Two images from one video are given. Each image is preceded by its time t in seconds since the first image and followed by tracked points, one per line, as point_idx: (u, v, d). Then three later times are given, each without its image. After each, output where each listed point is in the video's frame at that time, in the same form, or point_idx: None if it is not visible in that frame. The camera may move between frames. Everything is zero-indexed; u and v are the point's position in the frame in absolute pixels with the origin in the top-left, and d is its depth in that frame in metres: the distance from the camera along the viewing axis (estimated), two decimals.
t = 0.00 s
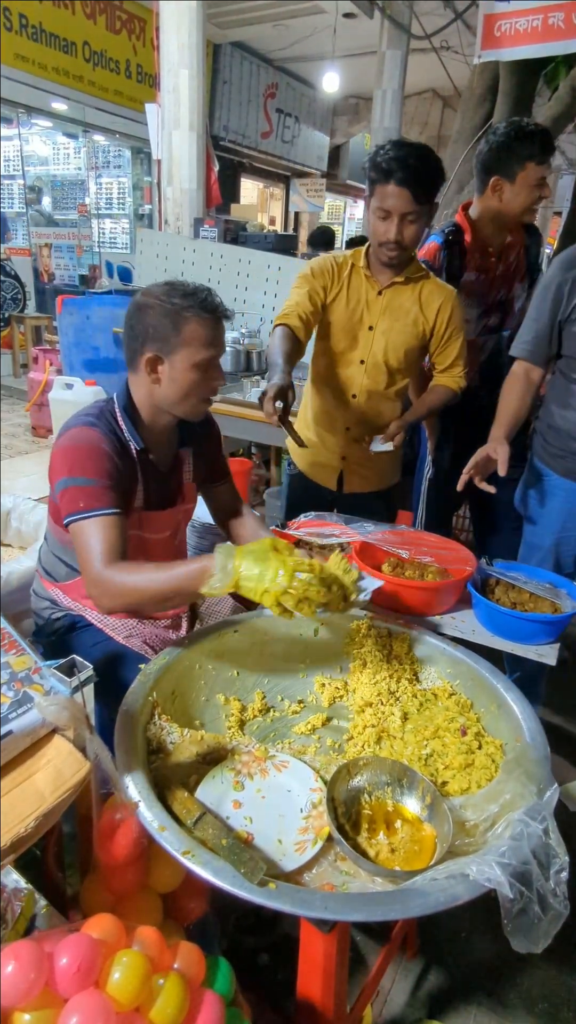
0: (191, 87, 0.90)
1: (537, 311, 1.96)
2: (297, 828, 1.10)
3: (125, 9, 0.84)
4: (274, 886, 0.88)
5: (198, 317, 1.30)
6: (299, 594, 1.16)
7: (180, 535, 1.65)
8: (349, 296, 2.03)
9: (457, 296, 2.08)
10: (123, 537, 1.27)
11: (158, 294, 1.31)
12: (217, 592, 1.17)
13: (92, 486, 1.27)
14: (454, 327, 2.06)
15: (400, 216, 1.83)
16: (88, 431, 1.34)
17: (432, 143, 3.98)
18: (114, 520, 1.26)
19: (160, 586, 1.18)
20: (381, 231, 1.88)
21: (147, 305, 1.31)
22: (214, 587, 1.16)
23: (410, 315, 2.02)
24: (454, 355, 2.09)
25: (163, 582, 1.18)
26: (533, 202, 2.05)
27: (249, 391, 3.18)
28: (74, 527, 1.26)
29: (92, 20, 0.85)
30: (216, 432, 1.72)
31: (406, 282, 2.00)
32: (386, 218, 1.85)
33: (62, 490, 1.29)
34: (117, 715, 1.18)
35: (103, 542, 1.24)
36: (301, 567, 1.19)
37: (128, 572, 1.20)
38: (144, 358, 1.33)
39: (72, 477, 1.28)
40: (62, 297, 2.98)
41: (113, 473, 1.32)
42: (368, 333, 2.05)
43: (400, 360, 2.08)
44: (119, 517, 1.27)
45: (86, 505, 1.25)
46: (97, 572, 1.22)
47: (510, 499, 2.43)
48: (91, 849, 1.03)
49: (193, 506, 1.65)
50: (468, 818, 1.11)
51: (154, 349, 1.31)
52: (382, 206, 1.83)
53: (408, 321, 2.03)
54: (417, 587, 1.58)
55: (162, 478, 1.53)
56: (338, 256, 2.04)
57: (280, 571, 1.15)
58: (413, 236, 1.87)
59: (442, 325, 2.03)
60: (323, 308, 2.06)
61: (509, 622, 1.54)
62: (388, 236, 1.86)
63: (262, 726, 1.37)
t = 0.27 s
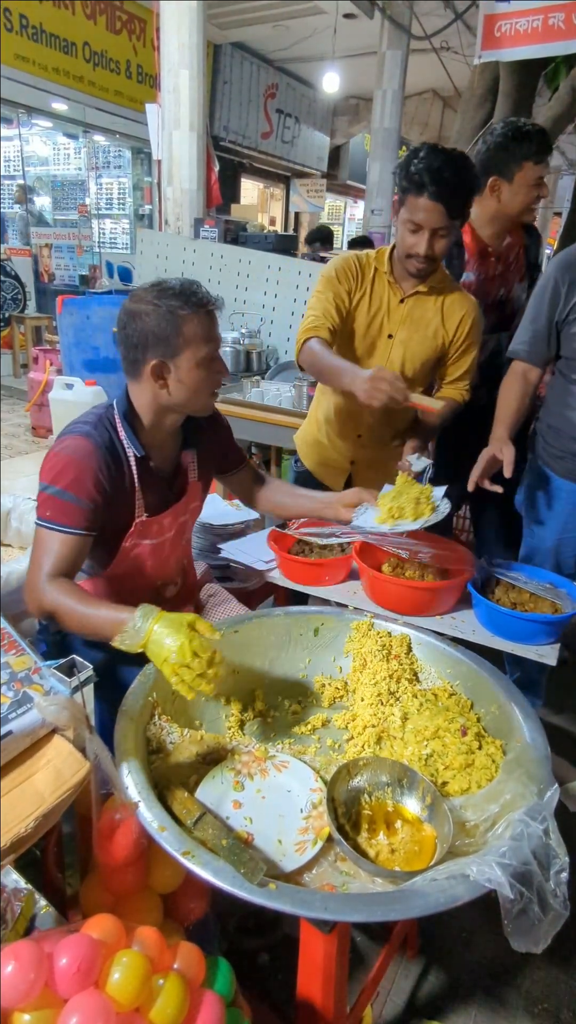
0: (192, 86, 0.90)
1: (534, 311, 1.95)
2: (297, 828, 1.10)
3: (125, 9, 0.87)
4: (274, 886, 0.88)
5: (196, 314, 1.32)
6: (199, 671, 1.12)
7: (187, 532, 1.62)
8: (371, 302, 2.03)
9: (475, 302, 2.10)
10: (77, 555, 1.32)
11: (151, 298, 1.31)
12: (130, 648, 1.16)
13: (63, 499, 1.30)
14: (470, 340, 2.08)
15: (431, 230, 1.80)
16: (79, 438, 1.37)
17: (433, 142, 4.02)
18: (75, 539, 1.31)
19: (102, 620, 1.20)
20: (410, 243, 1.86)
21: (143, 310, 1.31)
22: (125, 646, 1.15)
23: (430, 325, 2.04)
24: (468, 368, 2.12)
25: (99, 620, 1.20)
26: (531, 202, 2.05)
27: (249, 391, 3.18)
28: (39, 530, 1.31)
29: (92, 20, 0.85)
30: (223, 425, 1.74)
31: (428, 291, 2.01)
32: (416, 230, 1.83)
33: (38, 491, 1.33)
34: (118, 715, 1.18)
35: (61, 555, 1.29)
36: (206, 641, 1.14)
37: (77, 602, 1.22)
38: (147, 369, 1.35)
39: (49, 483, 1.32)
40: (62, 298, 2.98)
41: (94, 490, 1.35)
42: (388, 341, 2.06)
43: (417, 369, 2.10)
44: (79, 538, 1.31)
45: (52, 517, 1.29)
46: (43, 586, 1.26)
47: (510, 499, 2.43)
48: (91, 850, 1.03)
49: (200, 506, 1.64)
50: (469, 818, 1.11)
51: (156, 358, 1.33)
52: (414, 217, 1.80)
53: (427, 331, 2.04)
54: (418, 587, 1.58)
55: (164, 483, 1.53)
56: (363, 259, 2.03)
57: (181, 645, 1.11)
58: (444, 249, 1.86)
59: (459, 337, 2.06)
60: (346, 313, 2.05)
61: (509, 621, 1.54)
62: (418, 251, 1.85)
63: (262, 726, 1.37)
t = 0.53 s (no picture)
0: (192, 87, 0.89)
1: (541, 312, 1.97)
2: (297, 829, 1.10)
3: (125, 10, 0.84)
4: (274, 887, 0.88)
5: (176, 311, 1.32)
6: (151, 635, 1.14)
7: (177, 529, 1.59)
8: (384, 309, 2.03)
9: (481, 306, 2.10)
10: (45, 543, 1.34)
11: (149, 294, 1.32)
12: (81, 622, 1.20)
13: (31, 487, 1.31)
14: (477, 350, 2.10)
15: (451, 238, 1.80)
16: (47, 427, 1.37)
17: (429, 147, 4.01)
18: (43, 525, 1.33)
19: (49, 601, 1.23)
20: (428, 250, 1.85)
21: (116, 304, 1.29)
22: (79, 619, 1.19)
23: (439, 333, 2.05)
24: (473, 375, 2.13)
25: (48, 597, 1.23)
26: (532, 202, 2.07)
27: (249, 392, 3.19)
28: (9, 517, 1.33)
29: (92, 21, 0.85)
30: (214, 416, 1.72)
31: (439, 298, 2.01)
32: (435, 239, 1.82)
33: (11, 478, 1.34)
34: (118, 716, 1.18)
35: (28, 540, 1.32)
36: (156, 606, 1.15)
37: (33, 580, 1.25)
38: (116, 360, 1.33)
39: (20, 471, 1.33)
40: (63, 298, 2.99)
41: (63, 481, 1.35)
42: (397, 348, 2.06)
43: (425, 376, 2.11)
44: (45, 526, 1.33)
45: (20, 504, 1.31)
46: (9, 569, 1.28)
47: (509, 499, 2.43)
48: (91, 851, 1.02)
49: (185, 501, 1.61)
50: (469, 819, 1.12)
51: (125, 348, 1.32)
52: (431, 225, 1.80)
53: (436, 339, 2.05)
54: (417, 587, 1.58)
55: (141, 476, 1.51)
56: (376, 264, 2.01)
57: (129, 612, 1.13)
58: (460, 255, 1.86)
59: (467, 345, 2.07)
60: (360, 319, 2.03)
61: (509, 621, 1.54)
62: (437, 259, 1.84)
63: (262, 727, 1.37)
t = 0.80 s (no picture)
0: (192, 88, 0.89)
1: (543, 320, 1.99)
2: (298, 829, 1.10)
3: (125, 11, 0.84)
4: (274, 887, 0.88)
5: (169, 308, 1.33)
6: (131, 627, 1.10)
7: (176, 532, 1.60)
8: (393, 311, 2.02)
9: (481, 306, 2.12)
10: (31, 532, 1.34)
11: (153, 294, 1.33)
12: (62, 614, 1.18)
13: (22, 477, 1.33)
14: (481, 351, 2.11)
15: (461, 239, 1.79)
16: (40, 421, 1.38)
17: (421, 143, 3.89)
18: (34, 516, 1.33)
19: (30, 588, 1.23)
20: (437, 250, 1.85)
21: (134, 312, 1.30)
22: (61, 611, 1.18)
23: (445, 335, 2.06)
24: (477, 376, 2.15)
25: (33, 587, 1.23)
26: (533, 203, 2.08)
27: (249, 392, 3.19)
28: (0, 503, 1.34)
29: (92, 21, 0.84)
30: (208, 415, 1.71)
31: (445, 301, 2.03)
32: (444, 240, 1.82)
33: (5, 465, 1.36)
34: (118, 716, 1.18)
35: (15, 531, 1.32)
36: (136, 598, 1.11)
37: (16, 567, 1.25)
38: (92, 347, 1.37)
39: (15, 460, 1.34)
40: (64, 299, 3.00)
41: (53, 473, 1.36)
42: (404, 352, 2.07)
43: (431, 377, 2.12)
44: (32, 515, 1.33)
45: (10, 492, 1.32)
46: None
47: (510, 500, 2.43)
48: (91, 851, 1.02)
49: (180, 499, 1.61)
50: (469, 819, 1.11)
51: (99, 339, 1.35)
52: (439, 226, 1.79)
53: (441, 340, 2.07)
54: (417, 587, 1.58)
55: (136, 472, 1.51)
56: (383, 267, 2.00)
57: (108, 603, 1.10)
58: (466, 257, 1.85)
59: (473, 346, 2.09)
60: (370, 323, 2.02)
61: (509, 622, 1.54)
62: (446, 260, 1.84)
63: (263, 727, 1.37)
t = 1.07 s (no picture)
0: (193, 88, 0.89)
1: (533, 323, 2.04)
2: (298, 830, 1.10)
3: (126, 11, 0.85)
4: (274, 887, 0.88)
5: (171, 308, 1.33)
6: (197, 632, 1.18)
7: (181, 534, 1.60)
8: (393, 310, 2.03)
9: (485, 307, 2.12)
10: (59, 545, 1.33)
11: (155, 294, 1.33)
12: (122, 626, 1.18)
13: (45, 488, 1.32)
14: (483, 350, 2.11)
15: (466, 234, 1.80)
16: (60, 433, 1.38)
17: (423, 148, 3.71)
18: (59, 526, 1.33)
19: (71, 602, 1.24)
20: (442, 246, 1.85)
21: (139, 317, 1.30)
22: (118, 621, 1.19)
23: (447, 334, 2.06)
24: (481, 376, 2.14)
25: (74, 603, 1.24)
26: (533, 203, 2.08)
27: (250, 392, 3.19)
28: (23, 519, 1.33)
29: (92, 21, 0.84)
30: (215, 420, 1.74)
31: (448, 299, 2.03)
32: (450, 234, 1.82)
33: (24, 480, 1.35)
34: (118, 717, 1.18)
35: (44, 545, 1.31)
36: (198, 605, 1.19)
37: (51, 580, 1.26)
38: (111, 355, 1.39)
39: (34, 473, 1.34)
40: (65, 298, 3.00)
41: (76, 483, 1.36)
42: (406, 351, 2.08)
43: (433, 377, 2.13)
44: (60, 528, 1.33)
45: (34, 506, 1.31)
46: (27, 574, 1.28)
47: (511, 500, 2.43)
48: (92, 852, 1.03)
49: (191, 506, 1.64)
50: (469, 819, 1.11)
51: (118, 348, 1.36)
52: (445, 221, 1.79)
53: (442, 339, 2.07)
54: (417, 587, 1.58)
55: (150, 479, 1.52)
56: (385, 266, 2.00)
57: (175, 612, 1.15)
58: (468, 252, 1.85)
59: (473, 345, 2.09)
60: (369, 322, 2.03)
61: (509, 622, 1.54)
62: (452, 255, 1.84)
63: (263, 727, 1.37)
